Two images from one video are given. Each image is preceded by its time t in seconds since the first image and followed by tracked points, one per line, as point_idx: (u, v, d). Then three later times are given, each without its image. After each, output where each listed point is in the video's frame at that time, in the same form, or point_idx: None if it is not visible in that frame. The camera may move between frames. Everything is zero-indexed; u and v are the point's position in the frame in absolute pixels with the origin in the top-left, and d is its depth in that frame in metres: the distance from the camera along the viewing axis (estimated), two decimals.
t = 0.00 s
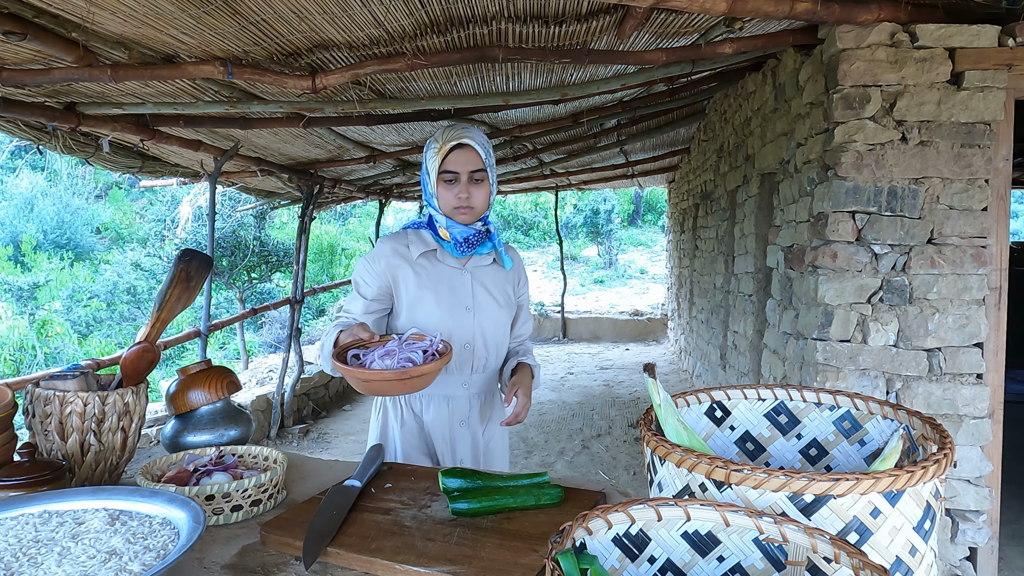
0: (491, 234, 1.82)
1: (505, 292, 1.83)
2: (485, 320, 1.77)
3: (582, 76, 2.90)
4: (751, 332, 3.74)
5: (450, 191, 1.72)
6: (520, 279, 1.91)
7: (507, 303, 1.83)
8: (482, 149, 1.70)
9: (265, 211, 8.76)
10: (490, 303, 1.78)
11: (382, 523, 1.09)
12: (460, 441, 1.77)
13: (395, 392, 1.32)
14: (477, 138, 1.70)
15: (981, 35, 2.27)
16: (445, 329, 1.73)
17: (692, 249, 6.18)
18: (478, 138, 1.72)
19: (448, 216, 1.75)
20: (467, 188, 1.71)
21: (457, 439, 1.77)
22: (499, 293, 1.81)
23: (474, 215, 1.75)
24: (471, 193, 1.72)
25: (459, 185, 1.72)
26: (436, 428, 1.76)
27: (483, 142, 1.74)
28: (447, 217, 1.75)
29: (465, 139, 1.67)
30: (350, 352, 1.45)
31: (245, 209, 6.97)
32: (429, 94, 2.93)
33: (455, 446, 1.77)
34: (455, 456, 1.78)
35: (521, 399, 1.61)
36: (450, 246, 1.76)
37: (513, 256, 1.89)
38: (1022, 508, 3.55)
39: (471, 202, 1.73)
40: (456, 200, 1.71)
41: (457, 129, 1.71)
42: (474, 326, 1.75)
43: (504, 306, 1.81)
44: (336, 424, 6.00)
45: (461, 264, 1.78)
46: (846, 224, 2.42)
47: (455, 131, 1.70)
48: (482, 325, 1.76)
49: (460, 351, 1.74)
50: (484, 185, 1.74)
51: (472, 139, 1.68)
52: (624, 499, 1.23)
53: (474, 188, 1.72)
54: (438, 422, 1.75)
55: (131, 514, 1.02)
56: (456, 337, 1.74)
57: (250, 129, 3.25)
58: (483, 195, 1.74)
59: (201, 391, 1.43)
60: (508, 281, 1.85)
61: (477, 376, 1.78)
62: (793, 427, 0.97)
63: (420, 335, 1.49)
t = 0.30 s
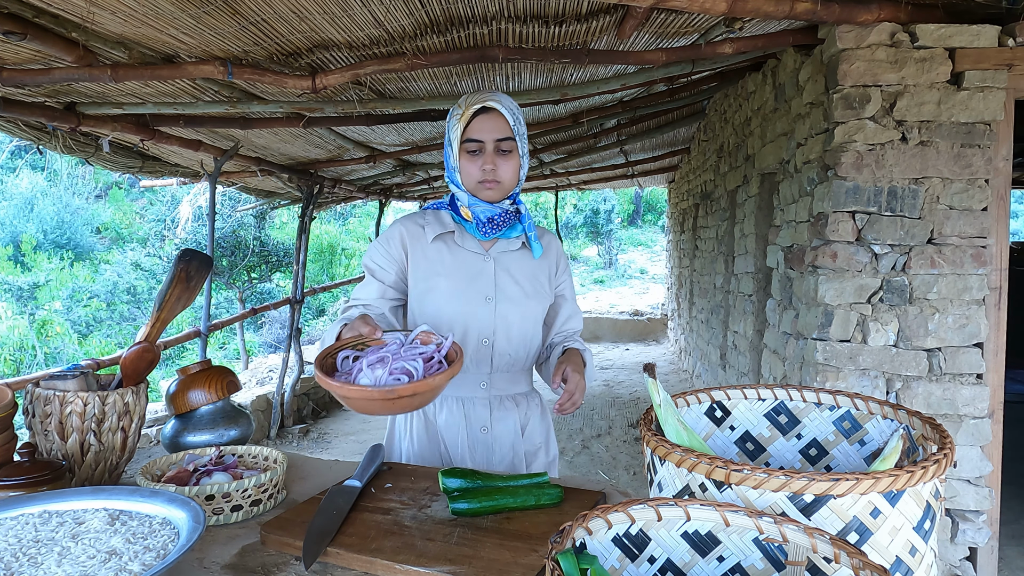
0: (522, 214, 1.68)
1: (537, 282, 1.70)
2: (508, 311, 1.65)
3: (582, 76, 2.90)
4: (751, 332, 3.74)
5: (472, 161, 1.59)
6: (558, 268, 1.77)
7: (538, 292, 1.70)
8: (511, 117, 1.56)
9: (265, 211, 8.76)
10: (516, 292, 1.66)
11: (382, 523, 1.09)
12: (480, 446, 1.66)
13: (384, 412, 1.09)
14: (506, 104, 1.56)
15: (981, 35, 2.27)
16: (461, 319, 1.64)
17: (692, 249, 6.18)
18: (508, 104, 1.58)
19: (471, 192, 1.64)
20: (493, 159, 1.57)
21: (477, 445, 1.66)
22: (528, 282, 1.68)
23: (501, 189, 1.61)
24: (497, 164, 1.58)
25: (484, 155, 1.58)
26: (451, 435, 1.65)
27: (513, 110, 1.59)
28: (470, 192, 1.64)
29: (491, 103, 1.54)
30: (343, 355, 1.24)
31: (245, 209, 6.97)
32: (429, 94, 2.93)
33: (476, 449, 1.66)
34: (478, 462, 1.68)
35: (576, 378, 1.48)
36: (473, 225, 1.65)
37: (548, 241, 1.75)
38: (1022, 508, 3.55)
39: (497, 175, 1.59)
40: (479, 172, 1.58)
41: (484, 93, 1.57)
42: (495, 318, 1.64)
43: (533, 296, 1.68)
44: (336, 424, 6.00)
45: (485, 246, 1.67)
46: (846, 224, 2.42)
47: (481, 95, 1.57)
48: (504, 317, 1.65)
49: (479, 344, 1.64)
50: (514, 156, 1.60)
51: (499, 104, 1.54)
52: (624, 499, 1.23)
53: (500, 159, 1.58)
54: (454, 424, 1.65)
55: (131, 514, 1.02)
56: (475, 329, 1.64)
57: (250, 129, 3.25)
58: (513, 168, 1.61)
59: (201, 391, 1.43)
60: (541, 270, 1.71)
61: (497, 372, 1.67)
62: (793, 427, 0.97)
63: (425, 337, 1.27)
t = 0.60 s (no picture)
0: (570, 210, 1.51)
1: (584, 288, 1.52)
2: (550, 322, 1.49)
3: (581, 76, 2.90)
4: (751, 332, 3.74)
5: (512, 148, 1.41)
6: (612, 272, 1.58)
7: (587, 301, 1.52)
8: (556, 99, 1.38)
9: (265, 211, 8.77)
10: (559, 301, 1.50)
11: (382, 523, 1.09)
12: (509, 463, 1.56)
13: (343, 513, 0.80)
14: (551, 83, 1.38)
15: (981, 35, 2.27)
16: (497, 329, 1.49)
17: (692, 249, 6.18)
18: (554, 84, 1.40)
19: (510, 185, 1.47)
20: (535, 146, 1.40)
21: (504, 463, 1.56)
22: (574, 288, 1.51)
23: (546, 181, 1.44)
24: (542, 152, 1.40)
25: (524, 142, 1.40)
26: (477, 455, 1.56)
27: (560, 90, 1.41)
28: (509, 185, 1.48)
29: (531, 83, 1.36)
30: (324, 424, 0.97)
31: (245, 209, 6.97)
32: (429, 94, 2.93)
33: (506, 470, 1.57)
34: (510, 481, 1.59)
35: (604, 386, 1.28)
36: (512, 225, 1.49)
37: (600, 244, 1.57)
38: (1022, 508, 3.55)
39: (541, 164, 1.41)
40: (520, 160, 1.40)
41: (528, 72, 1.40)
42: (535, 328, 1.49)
43: (579, 305, 1.51)
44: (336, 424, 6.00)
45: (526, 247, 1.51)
46: (846, 224, 2.42)
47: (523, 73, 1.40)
48: (545, 328, 1.49)
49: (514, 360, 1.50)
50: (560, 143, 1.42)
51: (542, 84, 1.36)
52: (624, 499, 1.23)
53: (544, 147, 1.40)
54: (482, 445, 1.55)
55: (131, 514, 1.02)
56: (511, 341, 1.49)
57: (250, 129, 3.25)
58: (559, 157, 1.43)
59: (201, 391, 1.43)
60: (592, 274, 1.54)
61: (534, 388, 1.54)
62: (793, 427, 0.97)
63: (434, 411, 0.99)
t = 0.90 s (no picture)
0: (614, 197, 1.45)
1: (626, 290, 1.44)
2: (587, 324, 1.42)
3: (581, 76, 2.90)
4: (751, 332, 3.74)
5: (553, 130, 1.35)
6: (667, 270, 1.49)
7: (631, 303, 1.44)
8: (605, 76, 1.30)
9: (265, 211, 8.77)
10: (598, 304, 1.43)
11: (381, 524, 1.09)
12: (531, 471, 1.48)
13: None
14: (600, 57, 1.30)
15: (981, 35, 2.27)
16: (529, 330, 1.42)
17: (692, 249, 6.18)
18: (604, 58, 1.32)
19: (547, 170, 1.42)
20: (580, 128, 1.33)
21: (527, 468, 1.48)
22: (615, 289, 1.44)
23: (588, 166, 1.38)
24: (586, 135, 1.34)
25: (565, 125, 1.34)
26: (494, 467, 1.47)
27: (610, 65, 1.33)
28: (547, 171, 1.42)
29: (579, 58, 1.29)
30: (285, 507, 0.87)
31: (245, 209, 6.95)
32: (429, 94, 2.93)
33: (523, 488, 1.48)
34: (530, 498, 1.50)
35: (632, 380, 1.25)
36: (547, 212, 1.44)
37: (652, 237, 1.48)
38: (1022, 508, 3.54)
39: (583, 149, 1.35)
40: (561, 143, 1.33)
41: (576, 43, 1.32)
42: (569, 330, 1.42)
43: (620, 307, 1.43)
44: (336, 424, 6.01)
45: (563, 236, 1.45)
46: (846, 224, 2.42)
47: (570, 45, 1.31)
48: (580, 330, 1.42)
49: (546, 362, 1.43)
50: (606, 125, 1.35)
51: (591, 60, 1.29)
52: (624, 499, 1.23)
53: (589, 129, 1.34)
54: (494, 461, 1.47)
55: (132, 514, 1.02)
56: (541, 343, 1.43)
57: (250, 129, 3.25)
58: (604, 138, 1.36)
59: (201, 391, 1.44)
60: (636, 276, 1.45)
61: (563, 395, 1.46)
62: (793, 427, 0.97)
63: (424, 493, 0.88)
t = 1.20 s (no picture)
0: (577, 218, 1.35)
1: (579, 299, 1.38)
2: (532, 332, 1.40)
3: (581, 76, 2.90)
4: (751, 332, 3.74)
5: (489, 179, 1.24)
6: (641, 274, 1.35)
7: (587, 313, 1.37)
8: (523, 129, 1.13)
9: (265, 211, 8.77)
10: (546, 312, 1.39)
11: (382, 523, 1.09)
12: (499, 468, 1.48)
13: None
14: (513, 109, 1.13)
15: (981, 34, 2.27)
16: (477, 332, 1.45)
17: (692, 249, 6.18)
18: (525, 105, 1.14)
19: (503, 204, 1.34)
20: (514, 176, 1.20)
21: (495, 465, 1.48)
22: (571, 298, 1.38)
23: (536, 205, 1.27)
24: (523, 181, 1.21)
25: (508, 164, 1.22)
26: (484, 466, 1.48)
27: (538, 106, 1.15)
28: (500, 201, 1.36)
29: (486, 114, 1.14)
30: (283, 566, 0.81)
31: (246, 209, 6.79)
32: (429, 94, 2.93)
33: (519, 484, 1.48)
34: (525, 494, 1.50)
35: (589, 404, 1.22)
36: (507, 236, 1.42)
37: (627, 238, 1.37)
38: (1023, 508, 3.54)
39: (524, 195, 1.23)
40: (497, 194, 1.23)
41: (496, 85, 1.16)
42: (515, 337, 1.41)
43: (572, 318, 1.37)
44: (336, 425, 6.01)
45: (522, 255, 1.42)
46: (846, 224, 2.42)
47: (488, 90, 1.16)
48: (527, 338, 1.39)
49: (495, 367, 1.42)
50: (546, 166, 1.20)
51: (501, 118, 1.13)
52: (624, 499, 1.23)
53: (525, 175, 1.20)
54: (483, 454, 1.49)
55: (132, 514, 1.01)
56: (507, 354, 1.41)
57: (250, 129, 3.24)
58: (546, 179, 1.22)
59: (201, 391, 1.43)
60: (598, 284, 1.37)
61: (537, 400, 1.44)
62: (793, 427, 0.97)
63: (431, 540, 0.84)
